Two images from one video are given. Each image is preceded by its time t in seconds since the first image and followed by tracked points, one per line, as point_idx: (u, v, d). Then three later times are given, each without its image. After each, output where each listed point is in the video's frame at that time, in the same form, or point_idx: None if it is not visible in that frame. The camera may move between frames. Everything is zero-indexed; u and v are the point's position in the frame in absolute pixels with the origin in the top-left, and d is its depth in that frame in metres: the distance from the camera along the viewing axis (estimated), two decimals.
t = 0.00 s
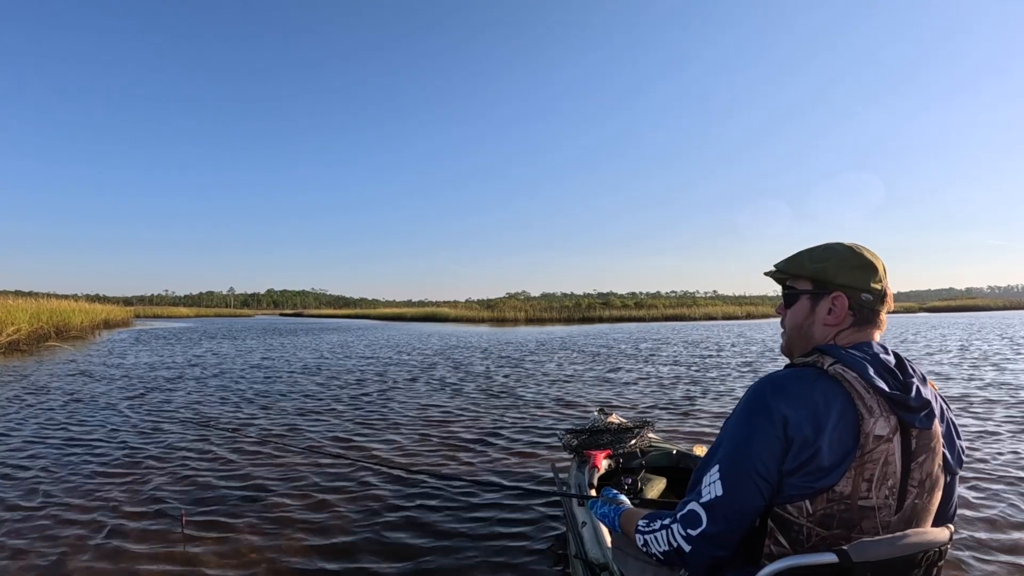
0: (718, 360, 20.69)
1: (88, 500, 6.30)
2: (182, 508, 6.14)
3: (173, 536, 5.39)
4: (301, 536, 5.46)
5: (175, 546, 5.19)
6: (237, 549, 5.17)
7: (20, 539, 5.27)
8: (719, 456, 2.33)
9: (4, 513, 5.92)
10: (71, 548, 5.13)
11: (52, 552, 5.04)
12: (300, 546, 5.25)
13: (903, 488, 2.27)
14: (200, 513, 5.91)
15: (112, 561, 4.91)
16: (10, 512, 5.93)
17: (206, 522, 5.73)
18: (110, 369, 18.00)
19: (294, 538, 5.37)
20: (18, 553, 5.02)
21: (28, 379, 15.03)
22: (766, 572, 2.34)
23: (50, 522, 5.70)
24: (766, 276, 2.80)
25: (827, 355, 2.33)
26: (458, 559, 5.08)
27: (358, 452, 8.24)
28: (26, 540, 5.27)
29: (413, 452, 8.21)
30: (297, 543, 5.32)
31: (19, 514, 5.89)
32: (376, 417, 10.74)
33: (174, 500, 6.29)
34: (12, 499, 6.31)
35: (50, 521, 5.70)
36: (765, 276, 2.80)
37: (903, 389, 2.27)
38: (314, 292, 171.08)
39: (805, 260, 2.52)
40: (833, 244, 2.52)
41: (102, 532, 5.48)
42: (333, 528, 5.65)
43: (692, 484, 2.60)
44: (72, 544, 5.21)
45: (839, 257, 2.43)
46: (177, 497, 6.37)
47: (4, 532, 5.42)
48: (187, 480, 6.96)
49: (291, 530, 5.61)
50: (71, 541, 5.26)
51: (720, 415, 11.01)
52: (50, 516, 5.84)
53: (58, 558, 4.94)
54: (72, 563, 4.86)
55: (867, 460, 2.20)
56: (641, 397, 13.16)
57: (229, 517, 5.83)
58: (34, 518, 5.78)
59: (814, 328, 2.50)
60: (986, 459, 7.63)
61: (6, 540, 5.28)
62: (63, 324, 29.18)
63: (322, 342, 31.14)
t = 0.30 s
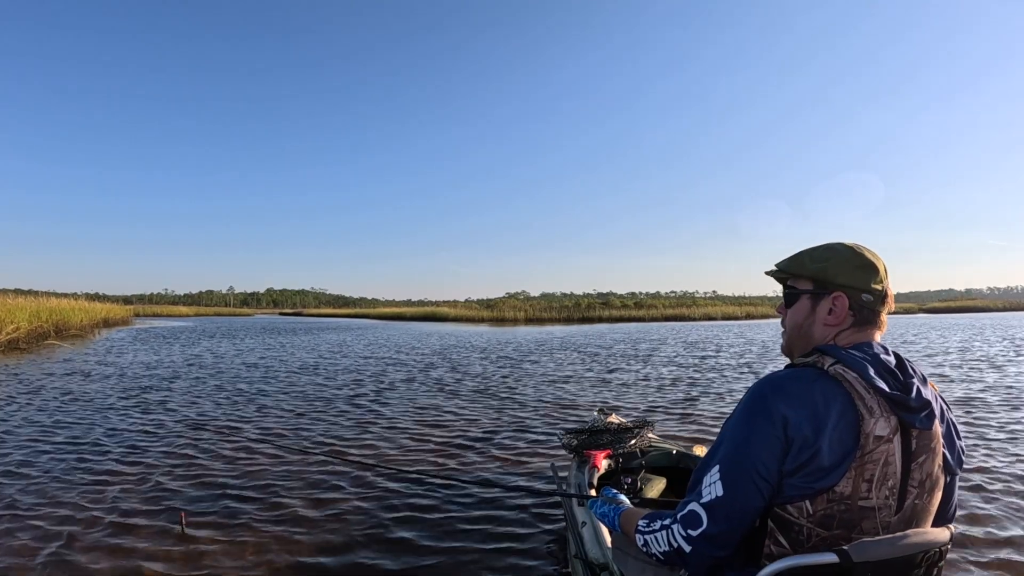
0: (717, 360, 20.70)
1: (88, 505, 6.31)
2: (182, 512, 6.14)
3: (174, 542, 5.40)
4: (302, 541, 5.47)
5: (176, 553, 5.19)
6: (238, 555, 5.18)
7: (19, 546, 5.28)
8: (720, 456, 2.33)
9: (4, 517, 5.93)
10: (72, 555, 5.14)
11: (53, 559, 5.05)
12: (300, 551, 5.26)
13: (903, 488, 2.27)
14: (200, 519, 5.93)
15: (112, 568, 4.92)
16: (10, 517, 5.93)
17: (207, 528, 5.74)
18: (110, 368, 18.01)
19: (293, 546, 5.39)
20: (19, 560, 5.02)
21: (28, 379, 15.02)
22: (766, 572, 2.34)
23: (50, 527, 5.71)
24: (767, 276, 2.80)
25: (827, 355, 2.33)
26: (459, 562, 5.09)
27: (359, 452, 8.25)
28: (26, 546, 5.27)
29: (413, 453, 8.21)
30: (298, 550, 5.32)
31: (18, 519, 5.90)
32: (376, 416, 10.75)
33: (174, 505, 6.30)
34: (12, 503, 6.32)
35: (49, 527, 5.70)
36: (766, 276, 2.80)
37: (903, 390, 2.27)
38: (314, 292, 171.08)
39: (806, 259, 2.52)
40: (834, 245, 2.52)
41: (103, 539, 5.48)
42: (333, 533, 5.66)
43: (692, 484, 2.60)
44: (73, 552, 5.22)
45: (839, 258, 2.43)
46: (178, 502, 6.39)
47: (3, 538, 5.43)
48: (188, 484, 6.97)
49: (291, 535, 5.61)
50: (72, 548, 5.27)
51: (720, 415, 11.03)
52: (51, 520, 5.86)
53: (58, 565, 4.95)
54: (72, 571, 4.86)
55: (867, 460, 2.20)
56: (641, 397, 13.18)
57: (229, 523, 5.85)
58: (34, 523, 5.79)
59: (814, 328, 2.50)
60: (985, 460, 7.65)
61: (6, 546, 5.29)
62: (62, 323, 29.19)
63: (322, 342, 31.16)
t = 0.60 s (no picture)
0: (716, 361, 20.71)
1: (89, 502, 6.31)
2: (183, 508, 6.14)
3: (174, 537, 5.41)
4: (303, 535, 5.47)
5: (177, 547, 5.19)
6: (239, 548, 5.18)
7: (20, 541, 5.27)
8: (720, 456, 2.33)
9: (5, 514, 5.93)
10: (73, 549, 5.14)
11: (54, 552, 5.05)
12: (301, 545, 5.26)
13: (903, 489, 2.28)
14: (201, 514, 5.92)
15: (113, 562, 4.91)
16: (12, 513, 5.94)
17: (208, 523, 5.74)
18: (109, 370, 18.00)
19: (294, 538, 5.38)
20: (20, 554, 5.02)
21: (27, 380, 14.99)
22: (766, 572, 2.34)
23: (50, 522, 5.71)
24: (767, 276, 2.80)
25: (826, 355, 2.33)
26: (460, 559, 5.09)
27: (359, 452, 8.25)
28: (28, 541, 5.28)
29: (414, 453, 8.22)
30: (299, 543, 5.31)
31: (20, 515, 5.90)
32: (376, 417, 10.74)
33: (175, 501, 6.30)
34: (13, 500, 6.32)
35: (50, 523, 5.71)
36: (766, 276, 2.80)
37: (903, 390, 2.27)
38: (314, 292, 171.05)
39: (806, 259, 2.52)
40: (834, 245, 2.52)
41: (104, 533, 5.48)
42: (334, 527, 5.66)
43: (692, 484, 2.60)
44: (75, 546, 5.22)
45: (839, 258, 2.43)
46: (179, 499, 6.38)
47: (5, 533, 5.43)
48: (188, 482, 6.97)
49: (292, 530, 5.60)
50: (74, 543, 5.27)
51: (720, 415, 11.04)
52: (52, 517, 5.86)
53: (60, 559, 4.95)
54: (73, 564, 4.86)
55: (867, 460, 2.20)
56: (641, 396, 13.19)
57: (230, 517, 5.85)
58: (35, 519, 5.78)
59: (814, 327, 2.50)
60: (985, 460, 7.67)
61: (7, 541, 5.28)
62: (63, 323, 29.18)
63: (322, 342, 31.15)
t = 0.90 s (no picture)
0: (716, 361, 20.71)
1: (89, 502, 6.31)
2: (183, 508, 6.15)
3: (174, 537, 5.41)
4: (302, 535, 5.47)
5: (177, 548, 5.19)
6: (238, 549, 5.18)
7: (19, 542, 5.28)
8: (720, 456, 2.33)
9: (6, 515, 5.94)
10: (72, 549, 5.14)
11: (53, 553, 5.06)
12: (300, 547, 5.26)
13: (903, 489, 2.28)
14: (201, 515, 5.93)
15: (112, 562, 4.92)
16: (11, 514, 5.94)
17: (207, 524, 5.74)
18: (109, 370, 18.02)
19: (294, 538, 5.40)
20: (19, 555, 5.03)
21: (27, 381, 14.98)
22: (766, 572, 2.34)
23: (49, 523, 5.72)
24: (766, 276, 2.80)
25: (826, 355, 2.33)
26: (460, 559, 5.09)
27: (359, 452, 8.25)
28: (27, 541, 5.28)
29: (413, 452, 8.22)
30: (298, 544, 5.31)
31: (19, 516, 5.91)
32: (376, 416, 10.75)
33: (176, 502, 6.31)
34: (13, 501, 6.33)
35: (49, 523, 5.71)
36: (765, 276, 2.80)
37: (902, 390, 2.27)
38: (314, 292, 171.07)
39: (805, 259, 2.52)
40: (834, 245, 2.52)
41: (103, 533, 5.49)
42: (334, 527, 5.67)
43: (692, 484, 2.60)
44: (74, 546, 5.22)
45: (839, 257, 2.43)
46: (179, 499, 6.40)
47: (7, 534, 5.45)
48: (189, 482, 6.98)
49: (291, 530, 5.61)
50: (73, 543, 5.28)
51: (719, 415, 11.04)
52: (51, 517, 5.87)
53: (59, 560, 4.96)
54: (72, 564, 4.87)
55: (867, 459, 2.20)
56: (640, 396, 13.19)
57: (231, 518, 5.86)
58: (35, 520, 5.80)
59: (814, 327, 2.50)
60: (984, 460, 7.67)
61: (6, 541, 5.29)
62: (63, 323, 29.18)
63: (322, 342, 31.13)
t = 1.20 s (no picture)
0: (716, 361, 20.71)
1: (89, 502, 6.31)
2: (183, 508, 6.15)
3: (174, 537, 5.41)
4: (301, 535, 5.47)
5: (177, 547, 5.19)
6: (238, 550, 5.18)
7: (19, 541, 5.27)
8: (719, 456, 2.33)
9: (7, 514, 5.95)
10: (72, 548, 5.14)
11: (54, 553, 5.07)
12: (300, 546, 5.26)
13: (903, 489, 2.28)
14: (202, 515, 5.94)
15: (112, 562, 4.92)
16: (11, 513, 5.94)
17: (207, 523, 5.73)
18: (109, 369, 18.01)
19: (295, 538, 5.40)
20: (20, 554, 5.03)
21: (27, 381, 14.96)
22: (766, 572, 2.34)
23: (50, 522, 5.73)
24: (767, 276, 2.80)
25: (827, 355, 2.33)
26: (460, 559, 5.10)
27: (359, 452, 8.25)
28: (28, 541, 5.28)
29: (414, 452, 8.22)
30: (299, 544, 5.31)
31: (19, 515, 5.90)
32: (376, 416, 10.74)
33: (176, 502, 6.32)
34: (14, 499, 6.33)
35: (50, 523, 5.71)
36: (766, 276, 2.80)
37: (902, 390, 2.28)
38: (314, 291, 171.03)
39: (806, 259, 2.52)
40: (834, 245, 2.52)
41: (104, 532, 5.49)
42: (334, 528, 5.67)
43: (691, 484, 2.60)
44: (74, 545, 5.22)
45: (839, 258, 2.43)
46: (180, 499, 6.40)
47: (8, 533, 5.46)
48: (189, 482, 6.98)
49: (291, 531, 5.61)
50: (74, 544, 5.28)
51: (720, 415, 11.05)
52: (52, 517, 5.87)
53: (59, 562, 4.95)
54: (73, 563, 4.86)
55: (867, 460, 2.20)
56: (641, 397, 13.20)
57: (231, 518, 5.86)
58: (36, 519, 5.80)
59: (814, 328, 2.50)
60: (984, 460, 7.68)
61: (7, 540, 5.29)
62: (62, 322, 29.16)
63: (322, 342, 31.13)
